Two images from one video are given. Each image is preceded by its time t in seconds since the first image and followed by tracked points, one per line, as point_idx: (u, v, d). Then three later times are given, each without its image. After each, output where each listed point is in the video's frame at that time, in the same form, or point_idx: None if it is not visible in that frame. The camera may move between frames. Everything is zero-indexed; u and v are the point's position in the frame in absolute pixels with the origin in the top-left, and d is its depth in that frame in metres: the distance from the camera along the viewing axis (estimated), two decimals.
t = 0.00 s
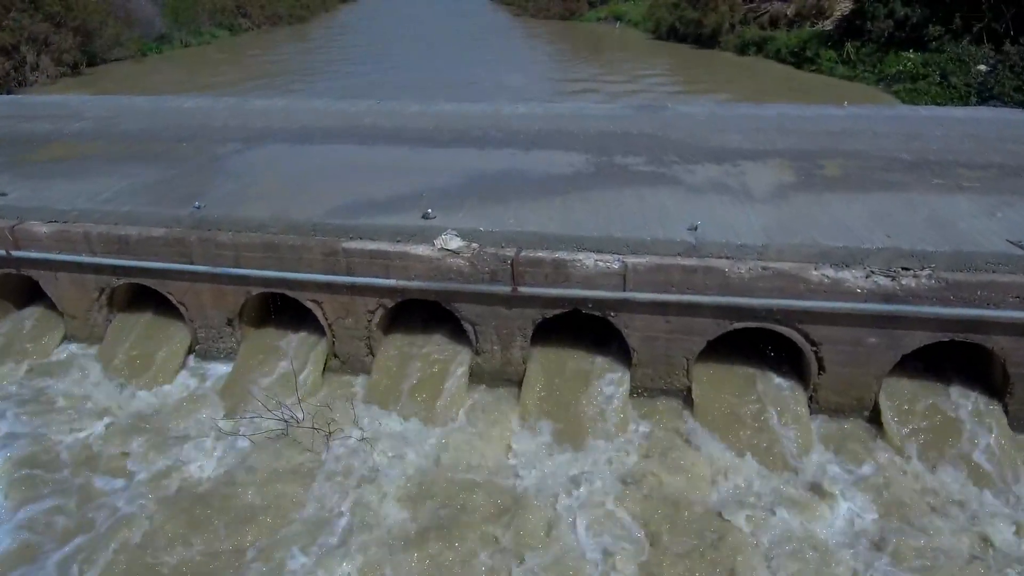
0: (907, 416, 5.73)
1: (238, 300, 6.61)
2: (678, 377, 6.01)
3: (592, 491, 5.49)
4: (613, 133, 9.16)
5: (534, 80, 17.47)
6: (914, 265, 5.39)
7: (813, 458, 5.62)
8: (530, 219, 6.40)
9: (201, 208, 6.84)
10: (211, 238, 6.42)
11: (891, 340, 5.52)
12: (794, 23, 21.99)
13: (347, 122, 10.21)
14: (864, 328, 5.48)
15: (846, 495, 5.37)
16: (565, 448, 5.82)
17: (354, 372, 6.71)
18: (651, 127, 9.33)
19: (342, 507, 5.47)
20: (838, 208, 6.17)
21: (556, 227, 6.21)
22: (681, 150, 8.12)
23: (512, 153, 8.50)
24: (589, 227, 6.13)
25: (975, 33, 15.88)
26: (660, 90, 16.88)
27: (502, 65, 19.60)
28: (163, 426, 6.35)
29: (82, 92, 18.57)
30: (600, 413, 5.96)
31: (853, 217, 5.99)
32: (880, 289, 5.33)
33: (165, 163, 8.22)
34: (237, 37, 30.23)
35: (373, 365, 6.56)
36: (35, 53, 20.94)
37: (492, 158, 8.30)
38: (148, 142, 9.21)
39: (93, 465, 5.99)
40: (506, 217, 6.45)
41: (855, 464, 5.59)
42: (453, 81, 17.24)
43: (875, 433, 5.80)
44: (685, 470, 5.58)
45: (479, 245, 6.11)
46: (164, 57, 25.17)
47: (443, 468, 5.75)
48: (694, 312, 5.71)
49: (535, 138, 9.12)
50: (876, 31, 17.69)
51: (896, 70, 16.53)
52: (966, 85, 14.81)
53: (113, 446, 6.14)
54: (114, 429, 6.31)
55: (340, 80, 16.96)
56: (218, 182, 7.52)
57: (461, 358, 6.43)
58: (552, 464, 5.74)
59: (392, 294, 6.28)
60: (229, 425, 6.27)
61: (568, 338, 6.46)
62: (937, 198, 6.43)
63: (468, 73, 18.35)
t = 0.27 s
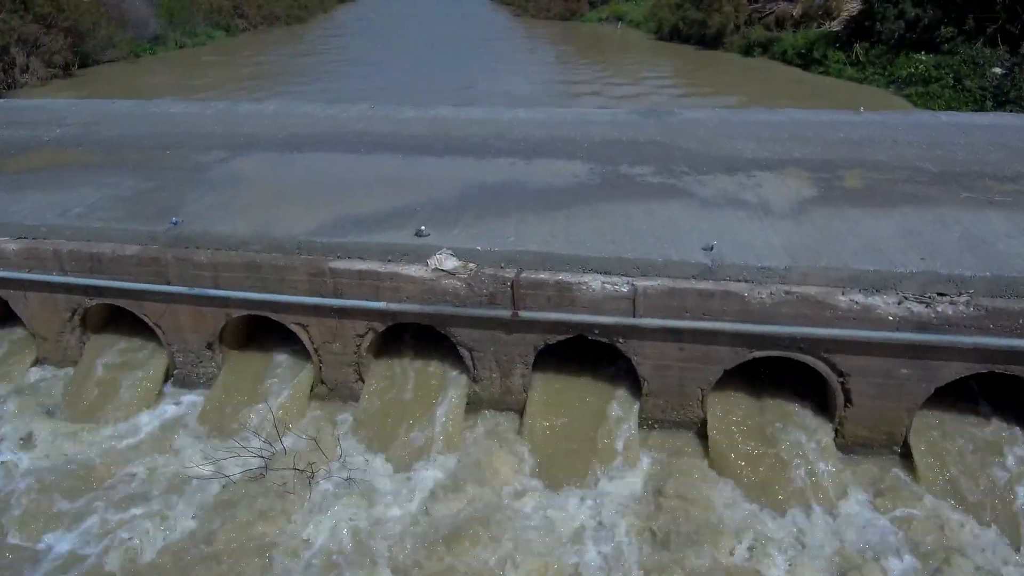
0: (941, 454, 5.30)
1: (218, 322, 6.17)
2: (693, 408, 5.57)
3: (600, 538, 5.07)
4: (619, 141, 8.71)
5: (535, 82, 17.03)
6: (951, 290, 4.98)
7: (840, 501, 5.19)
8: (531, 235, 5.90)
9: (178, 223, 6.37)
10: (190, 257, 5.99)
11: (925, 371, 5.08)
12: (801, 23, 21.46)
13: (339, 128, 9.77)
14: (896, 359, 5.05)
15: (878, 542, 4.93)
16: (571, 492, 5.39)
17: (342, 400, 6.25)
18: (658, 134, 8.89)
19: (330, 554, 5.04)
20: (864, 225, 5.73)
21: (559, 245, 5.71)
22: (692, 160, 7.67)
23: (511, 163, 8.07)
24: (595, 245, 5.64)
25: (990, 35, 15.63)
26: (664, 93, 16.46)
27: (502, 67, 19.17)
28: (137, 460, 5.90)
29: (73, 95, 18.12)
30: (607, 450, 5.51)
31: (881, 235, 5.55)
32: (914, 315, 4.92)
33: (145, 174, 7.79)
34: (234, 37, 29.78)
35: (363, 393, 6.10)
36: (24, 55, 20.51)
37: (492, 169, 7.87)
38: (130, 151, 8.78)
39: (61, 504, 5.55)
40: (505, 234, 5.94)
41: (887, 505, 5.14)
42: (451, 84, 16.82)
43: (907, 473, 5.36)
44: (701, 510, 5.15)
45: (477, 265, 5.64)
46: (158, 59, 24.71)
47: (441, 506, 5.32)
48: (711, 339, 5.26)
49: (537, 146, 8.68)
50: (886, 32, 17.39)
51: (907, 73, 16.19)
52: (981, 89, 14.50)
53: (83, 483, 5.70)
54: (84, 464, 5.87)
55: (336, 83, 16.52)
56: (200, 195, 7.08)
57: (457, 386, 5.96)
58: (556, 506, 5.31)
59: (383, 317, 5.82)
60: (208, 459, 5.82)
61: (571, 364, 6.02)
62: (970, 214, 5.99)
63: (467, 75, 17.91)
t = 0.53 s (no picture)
0: (982, 497, 4.86)
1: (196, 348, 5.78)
2: (709, 446, 5.14)
3: None
4: (625, 152, 8.30)
5: (536, 85, 16.61)
6: (993, 321, 4.57)
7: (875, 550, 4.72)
8: (532, 256, 5.46)
9: (154, 242, 5.97)
10: (165, 279, 5.59)
11: (964, 409, 4.67)
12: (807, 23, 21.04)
13: (332, 136, 9.36)
14: (932, 395, 4.65)
15: None
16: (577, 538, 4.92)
17: (330, 433, 5.82)
18: (666, 143, 8.48)
19: None
20: (892, 247, 5.33)
21: (562, 268, 5.26)
22: (704, 173, 7.26)
23: (512, 174, 7.65)
24: (602, 266, 5.19)
25: (1004, 36, 15.26)
26: (668, 96, 16.05)
27: (502, 69, 18.76)
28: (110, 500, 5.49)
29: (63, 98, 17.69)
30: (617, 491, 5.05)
31: (913, 259, 5.14)
32: (954, 349, 4.52)
33: (125, 186, 7.37)
34: (230, 38, 29.34)
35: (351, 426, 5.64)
36: (12, 57, 20.26)
37: (491, 181, 7.45)
38: (111, 161, 8.37)
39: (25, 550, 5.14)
40: (503, 255, 5.49)
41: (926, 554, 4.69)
42: (450, 88, 16.41)
43: (947, 519, 4.89)
44: (720, 559, 4.71)
45: (474, 290, 5.20)
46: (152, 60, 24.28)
47: (435, 554, 4.90)
48: (730, 373, 4.82)
49: (539, 156, 8.26)
50: (896, 34, 17.02)
51: (919, 76, 15.81)
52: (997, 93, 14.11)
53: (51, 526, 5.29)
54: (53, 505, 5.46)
55: (331, 86, 16.09)
56: (180, 210, 6.66)
57: (452, 419, 5.51)
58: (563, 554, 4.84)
59: (371, 345, 5.38)
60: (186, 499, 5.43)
61: (576, 393, 5.58)
62: (1005, 235, 5.58)
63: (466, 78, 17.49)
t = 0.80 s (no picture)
0: None
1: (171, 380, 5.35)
2: (727, 491, 4.71)
3: None
4: (632, 163, 7.87)
5: (537, 89, 16.19)
6: None
7: None
8: (534, 280, 5.01)
9: (125, 264, 5.56)
10: (136, 306, 5.16)
11: (1008, 456, 4.25)
12: (814, 25, 20.62)
13: (324, 144, 8.94)
14: (975, 441, 4.23)
15: None
16: None
17: (316, 471, 5.40)
18: (673, 154, 8.07)
19: None
20: (925, 274, 4.90)
21: (567, 295, 4.81)
22: (716, 188, 6.83)
23: (513, 187, 7.23)
24: (610, 294, 4.75)
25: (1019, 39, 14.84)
26: (673, 100, 15.64)
27: (502, 72, 18.35)
28: (80, 547, 5.09)
29: (52, 103, 17.31)
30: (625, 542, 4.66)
31: (948, 289, 4.72)
32: (1000, 392, 4.08)
33: (102, 200, 6.96)
34: (226, 39, 28.92)
35: (337, 465, 5.23)
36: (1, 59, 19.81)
37: (490, 195, 7.03)
38: (91, 173, 7.96)
39: None
40: (501, 279, 5.04)
41: None
42: (448, 92, 16.00)
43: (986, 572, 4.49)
44: None
45: (471, 320, 4.76)
46: (147, 62, 23.87)
47: None
48: (751, 414, 4.40)
49: (541, 168, 7.84)
50: (907, 37, 16.61)
51: (931, 80, 15.40)
52: (1013, 98, 13.71)
53: None
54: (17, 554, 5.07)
55: (327, 91, 15.69)
56: (157, 227, 6.24)
57: (447, 459, 5.09)
58: None
59: (360, 379, 4.95)
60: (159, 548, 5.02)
61: (581, 429, 5.14)
62: None
63: (465, 82, 17.09)
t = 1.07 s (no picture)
0: None
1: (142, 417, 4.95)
2: (748, 545, 4.29)
3: None
4: (639, 175, 7.45)
5: (537, 94, 15.79)
6: None
7: None
8: (536, 309, 4.57)
9: (92, 290, 5.12)
10: (103, 338, 4.76)
11: None
12: (820, 26, 20.21)
13: (316, 155, 8.53)
14: None
15: None
16: None
17: (300, 515, 4.99)
18: (682, 166, 7.66)
19: None
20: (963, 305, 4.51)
21: (572, 325, 4.36)
22: (729, 204, 6.42)
23: (514, 202, 6.80)
24: (620, 325, 4.32)
25: None
26: (679, 104, 15.23)
27: (503, 75, 17.94)
28: None
29: (42, 108, 16.90)
30: None
31: (990, 323, 4.33)
32: None
33: (76, 218, 6.56)
34: (223, 41, 28.51)
35: (322, 510, 4.80)
36: None
37: (489, 210, 6.61)
38: (69, 187, 7.55)
39: None
40: (499, 311, 4.59)
41: None
42: (447, 96, 15.59)
43: None
44: None
45: (466, 354, 4.32)
46: (141, 64, 23.46)
47: None
48: (776, 462, 3.99)
49: (543, 181, 7.42)
50: (918, 39, 16.20)
51: (944, 84, 14.99)
52: None
53: None
54: None
55: (322, 96, 15.29)
56: (131, 247, 5.82)
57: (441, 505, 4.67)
58: None
59: (344, 418, 4.53)
60: None
61: (585, 469, 4.73)
62: None
63: (464, 85, 16.67)
